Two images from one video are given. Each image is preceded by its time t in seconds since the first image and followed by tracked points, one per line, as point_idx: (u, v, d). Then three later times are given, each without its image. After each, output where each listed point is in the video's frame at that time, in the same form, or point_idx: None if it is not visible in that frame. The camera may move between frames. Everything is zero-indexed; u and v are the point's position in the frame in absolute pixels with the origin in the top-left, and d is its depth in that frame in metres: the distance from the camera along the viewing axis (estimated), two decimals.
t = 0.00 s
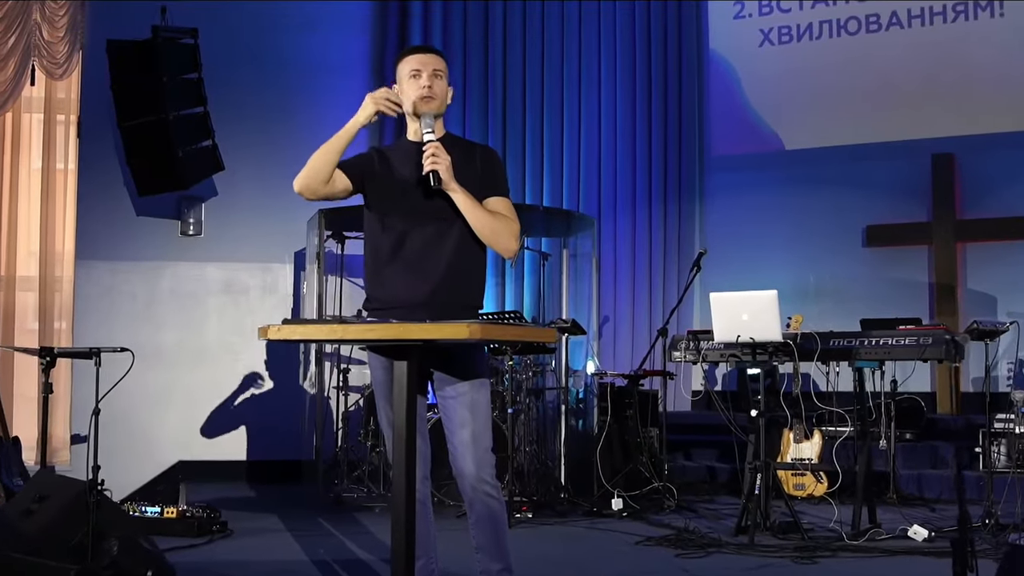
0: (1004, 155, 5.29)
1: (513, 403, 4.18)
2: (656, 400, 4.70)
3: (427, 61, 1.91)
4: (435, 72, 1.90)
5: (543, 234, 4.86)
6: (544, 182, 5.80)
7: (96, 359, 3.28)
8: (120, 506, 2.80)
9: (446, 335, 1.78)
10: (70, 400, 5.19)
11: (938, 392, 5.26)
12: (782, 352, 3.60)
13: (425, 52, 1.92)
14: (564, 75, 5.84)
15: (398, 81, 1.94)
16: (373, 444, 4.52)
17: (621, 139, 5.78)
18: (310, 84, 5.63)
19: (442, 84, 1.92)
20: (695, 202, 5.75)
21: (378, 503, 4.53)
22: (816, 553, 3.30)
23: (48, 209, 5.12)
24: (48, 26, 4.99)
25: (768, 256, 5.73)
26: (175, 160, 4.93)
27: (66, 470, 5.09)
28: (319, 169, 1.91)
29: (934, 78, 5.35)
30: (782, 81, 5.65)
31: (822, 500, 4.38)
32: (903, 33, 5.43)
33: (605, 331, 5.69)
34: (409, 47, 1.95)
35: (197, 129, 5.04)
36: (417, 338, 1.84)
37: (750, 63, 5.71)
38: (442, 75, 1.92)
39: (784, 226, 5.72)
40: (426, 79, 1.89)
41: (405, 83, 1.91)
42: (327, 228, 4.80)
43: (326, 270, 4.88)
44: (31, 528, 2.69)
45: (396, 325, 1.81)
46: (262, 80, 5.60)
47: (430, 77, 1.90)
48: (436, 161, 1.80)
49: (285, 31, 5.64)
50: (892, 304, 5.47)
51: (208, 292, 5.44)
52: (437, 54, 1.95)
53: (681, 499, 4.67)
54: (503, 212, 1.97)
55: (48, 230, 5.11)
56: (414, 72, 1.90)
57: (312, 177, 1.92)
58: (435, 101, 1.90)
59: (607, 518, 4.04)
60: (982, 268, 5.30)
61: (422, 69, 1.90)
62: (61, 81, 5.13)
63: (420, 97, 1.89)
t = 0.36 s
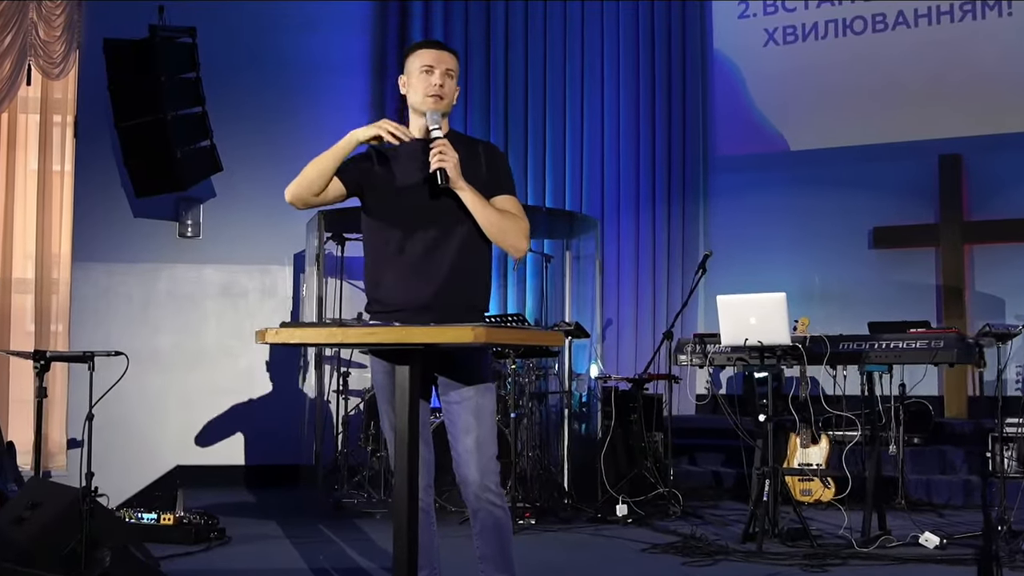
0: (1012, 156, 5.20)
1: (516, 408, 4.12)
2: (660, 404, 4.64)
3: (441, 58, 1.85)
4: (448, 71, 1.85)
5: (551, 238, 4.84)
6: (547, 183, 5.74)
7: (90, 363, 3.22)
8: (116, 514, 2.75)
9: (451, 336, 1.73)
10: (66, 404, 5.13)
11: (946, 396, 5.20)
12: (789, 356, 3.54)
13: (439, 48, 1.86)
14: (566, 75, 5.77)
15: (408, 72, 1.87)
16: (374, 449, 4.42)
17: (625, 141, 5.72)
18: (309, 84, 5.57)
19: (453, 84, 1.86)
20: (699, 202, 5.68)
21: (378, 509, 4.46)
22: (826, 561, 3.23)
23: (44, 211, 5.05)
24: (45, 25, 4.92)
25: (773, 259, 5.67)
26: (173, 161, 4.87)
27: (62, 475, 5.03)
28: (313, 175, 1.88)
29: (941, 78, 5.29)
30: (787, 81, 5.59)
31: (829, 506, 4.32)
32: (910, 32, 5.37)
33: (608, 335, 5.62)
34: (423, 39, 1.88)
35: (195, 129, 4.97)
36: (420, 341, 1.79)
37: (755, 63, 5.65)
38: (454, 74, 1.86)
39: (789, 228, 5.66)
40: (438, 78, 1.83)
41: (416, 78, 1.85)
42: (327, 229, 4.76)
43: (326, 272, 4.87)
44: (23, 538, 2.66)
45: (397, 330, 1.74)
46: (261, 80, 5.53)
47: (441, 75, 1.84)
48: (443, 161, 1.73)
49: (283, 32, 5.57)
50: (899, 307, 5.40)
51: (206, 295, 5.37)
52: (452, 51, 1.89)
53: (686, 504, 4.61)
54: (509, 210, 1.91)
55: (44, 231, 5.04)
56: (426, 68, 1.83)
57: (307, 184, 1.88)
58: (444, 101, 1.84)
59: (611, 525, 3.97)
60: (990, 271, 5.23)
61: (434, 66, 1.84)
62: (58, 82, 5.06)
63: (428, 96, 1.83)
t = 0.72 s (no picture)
0: None
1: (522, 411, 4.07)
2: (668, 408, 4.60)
3: (463, 48, 1.78)
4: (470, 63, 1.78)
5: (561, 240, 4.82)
6: (553, 184, 5.68)
7: (93, 366, 3.15)
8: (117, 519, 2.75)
9: (471, 337, 1.69)
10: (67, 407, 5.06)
11: (956, 400, 5.14)
12: (804, 359, 3.46)
13: (460, 37, 1.79)
14: (573, 76, 5.72)
15: (426, 59, 1.79)
16: (380, 453, 4.36)
17: (631, 140, 5.66)
18: (313, 84, 5.51)
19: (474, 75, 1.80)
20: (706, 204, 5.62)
21: (384, 514, 4.40)
22: (843, 568, 3.17)
23: (45, 213, 5.04)
24: (46, 24, 4.87)
25: (781, 261, 5.61)
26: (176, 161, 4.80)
27: (63, 479, 4.96)
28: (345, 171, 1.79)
29: (951, 77, 5.23)
30: (797, 81, 5.53)
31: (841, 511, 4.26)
32: (920, 31, 5.31)
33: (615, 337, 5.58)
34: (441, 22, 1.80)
35: (198, 129, 4.90)
36: (436, 347, 1.75)
37: (763, 63, 5.60)
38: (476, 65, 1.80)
39: (798, 229, 5.60)
40: (461, 72, 1.77)
41: (437, 69, 1.77)
42: (333, 231, 4.80)
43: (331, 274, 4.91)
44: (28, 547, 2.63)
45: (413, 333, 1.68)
46: (264, 79, 5.47)
47: (463, 68, 1.78)
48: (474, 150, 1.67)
49: (286, 32, 5.51)
50: (910, 310, 5.34)
51: (208, 297, 5.31)
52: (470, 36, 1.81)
53: (696, 509, 4.55)
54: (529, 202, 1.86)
55: (44, 233, 5.03)
56: (448, 61, 1.77)
57: (343, 184, 1.79)
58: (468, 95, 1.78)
59: (621, 530, 3.91)
60: (1002, 273, 5.17)
61: (457, 58, 1.77)
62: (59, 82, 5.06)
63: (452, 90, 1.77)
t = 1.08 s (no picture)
0: None
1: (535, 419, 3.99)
2: (681, 414, 4.52)
3: (532, 48, 1.77)
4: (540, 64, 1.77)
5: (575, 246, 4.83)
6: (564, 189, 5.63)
7: (104, 374, 3.09)
8: (124, 530, 2.84)
9: (502, 347, 1.65)
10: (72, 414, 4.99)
11: (972, 406, 5.08)
12: (826, 366, 3.40)
13: (530, 38, 1.78)
14: (584, 77, 5.66)
15: (495, 59, 1.77)
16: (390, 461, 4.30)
17: (643, 143, 5.60)
18: (321, 86, 5.47)
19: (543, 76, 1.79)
20: (717, 208, 5.55)
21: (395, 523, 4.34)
22: None
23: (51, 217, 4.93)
24: (52, 26, 4.82)
25: (794, 266, 5.56)
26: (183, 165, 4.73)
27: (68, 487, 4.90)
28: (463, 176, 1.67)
29: (963, 78, 5.17)
30: (809, 84, 5.48)
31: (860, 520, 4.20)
32: (934, 34, 5.26)
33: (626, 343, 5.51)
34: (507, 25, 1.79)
35: (206, 132, 4.84)
36: (465, 359, 1.70)
37: (775, 65, 5.55)
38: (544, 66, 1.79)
39: (810, 234, 5.54)
40: (533, 71, 1.75)
41: (508, 68, 1.75)
42: (342, 235, 4.70)
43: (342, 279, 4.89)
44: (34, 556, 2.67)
45: (442, 339, 1.64)
46: (272, 82, 5.42)
47: (535, 68, 1.76)
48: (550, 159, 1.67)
49: (294, 31, 5.46)
50: (925, 316, 5.28)
51: (216, 302, 5.26)
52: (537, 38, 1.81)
53: (711, 518, 4.49)
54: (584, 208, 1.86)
55: (50, 237, 4.91)
56: (520, 60, 1.75)
57: (459, 196, 1.68)
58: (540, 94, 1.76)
59: (637, 540, 3.85)
60: (1017, 279, 5.11)
61: (529, 57, 1.76)
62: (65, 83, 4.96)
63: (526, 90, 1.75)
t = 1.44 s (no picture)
0: None
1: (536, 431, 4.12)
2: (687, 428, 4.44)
3: (642, 66, 1.86)
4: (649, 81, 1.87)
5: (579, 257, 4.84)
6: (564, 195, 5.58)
7: (107, 386, 3.04)
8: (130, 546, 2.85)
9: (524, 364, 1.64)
10: (71, 426, 4.94)
11: (979, 418, 5.04)
12: (838, 379, 3.38)
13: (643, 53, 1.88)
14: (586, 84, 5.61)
15: (606, 71, 1.87)
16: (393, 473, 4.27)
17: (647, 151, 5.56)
18: (323, 92, 5.44)
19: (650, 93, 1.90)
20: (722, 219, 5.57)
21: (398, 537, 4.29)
22: None
23: (48, 228, 4.83)
24: (51, 34, 4.76)
25: (798, 277, 5.53)
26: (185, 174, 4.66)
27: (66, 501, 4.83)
28: (565, 225, 1.74)
29: (969, 88, 5.13)
30: (813, 94, 5.44)
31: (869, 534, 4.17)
32: (939, 45, 5.21)
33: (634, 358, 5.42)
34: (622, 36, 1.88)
35: (206, 142, 4.80)
36: (486, 371, 1.69)
37: (779, 75, 5.52)
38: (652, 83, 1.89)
39: (816, 245, 5.51)
40: (640, 88, 1.86)
41: (618, 82, 1.85)
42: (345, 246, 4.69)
43: (344, 290, 4.74)
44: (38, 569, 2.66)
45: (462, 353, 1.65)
46: (274, 90, 5.38)
47: (643, 85, 1.86)
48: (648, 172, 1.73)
49: (295, 32, 5.43)
50: (931, 328, 5.24)
51: (216, 313, 5.21)
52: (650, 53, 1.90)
53: (718, 532, 4.45)
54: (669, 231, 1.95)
55: (49, 248, 4.83)
56: (630, 77, 1.85)
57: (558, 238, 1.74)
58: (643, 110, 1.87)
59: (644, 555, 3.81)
60: None
61: (639, 74, 1.86)
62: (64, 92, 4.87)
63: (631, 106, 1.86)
